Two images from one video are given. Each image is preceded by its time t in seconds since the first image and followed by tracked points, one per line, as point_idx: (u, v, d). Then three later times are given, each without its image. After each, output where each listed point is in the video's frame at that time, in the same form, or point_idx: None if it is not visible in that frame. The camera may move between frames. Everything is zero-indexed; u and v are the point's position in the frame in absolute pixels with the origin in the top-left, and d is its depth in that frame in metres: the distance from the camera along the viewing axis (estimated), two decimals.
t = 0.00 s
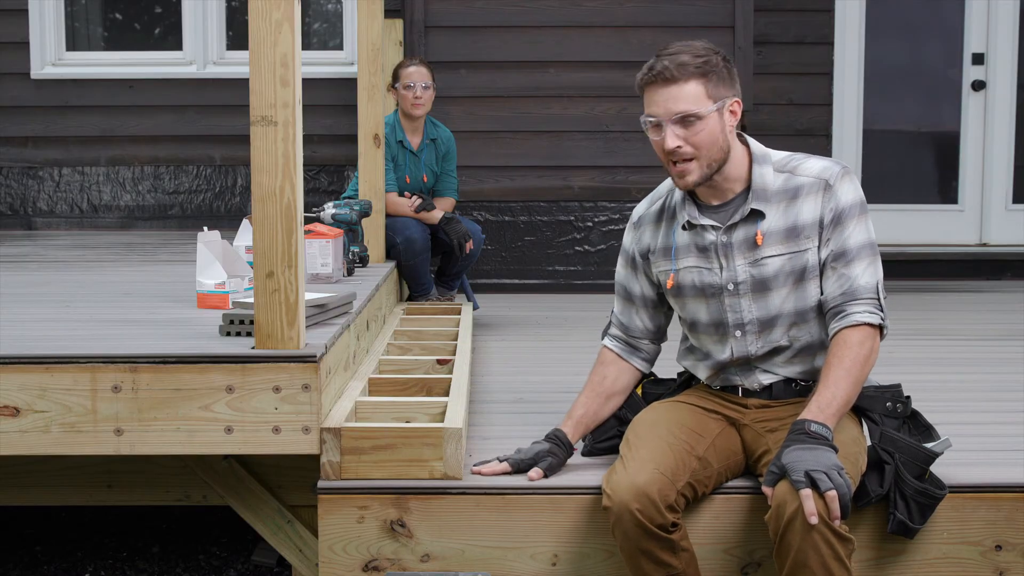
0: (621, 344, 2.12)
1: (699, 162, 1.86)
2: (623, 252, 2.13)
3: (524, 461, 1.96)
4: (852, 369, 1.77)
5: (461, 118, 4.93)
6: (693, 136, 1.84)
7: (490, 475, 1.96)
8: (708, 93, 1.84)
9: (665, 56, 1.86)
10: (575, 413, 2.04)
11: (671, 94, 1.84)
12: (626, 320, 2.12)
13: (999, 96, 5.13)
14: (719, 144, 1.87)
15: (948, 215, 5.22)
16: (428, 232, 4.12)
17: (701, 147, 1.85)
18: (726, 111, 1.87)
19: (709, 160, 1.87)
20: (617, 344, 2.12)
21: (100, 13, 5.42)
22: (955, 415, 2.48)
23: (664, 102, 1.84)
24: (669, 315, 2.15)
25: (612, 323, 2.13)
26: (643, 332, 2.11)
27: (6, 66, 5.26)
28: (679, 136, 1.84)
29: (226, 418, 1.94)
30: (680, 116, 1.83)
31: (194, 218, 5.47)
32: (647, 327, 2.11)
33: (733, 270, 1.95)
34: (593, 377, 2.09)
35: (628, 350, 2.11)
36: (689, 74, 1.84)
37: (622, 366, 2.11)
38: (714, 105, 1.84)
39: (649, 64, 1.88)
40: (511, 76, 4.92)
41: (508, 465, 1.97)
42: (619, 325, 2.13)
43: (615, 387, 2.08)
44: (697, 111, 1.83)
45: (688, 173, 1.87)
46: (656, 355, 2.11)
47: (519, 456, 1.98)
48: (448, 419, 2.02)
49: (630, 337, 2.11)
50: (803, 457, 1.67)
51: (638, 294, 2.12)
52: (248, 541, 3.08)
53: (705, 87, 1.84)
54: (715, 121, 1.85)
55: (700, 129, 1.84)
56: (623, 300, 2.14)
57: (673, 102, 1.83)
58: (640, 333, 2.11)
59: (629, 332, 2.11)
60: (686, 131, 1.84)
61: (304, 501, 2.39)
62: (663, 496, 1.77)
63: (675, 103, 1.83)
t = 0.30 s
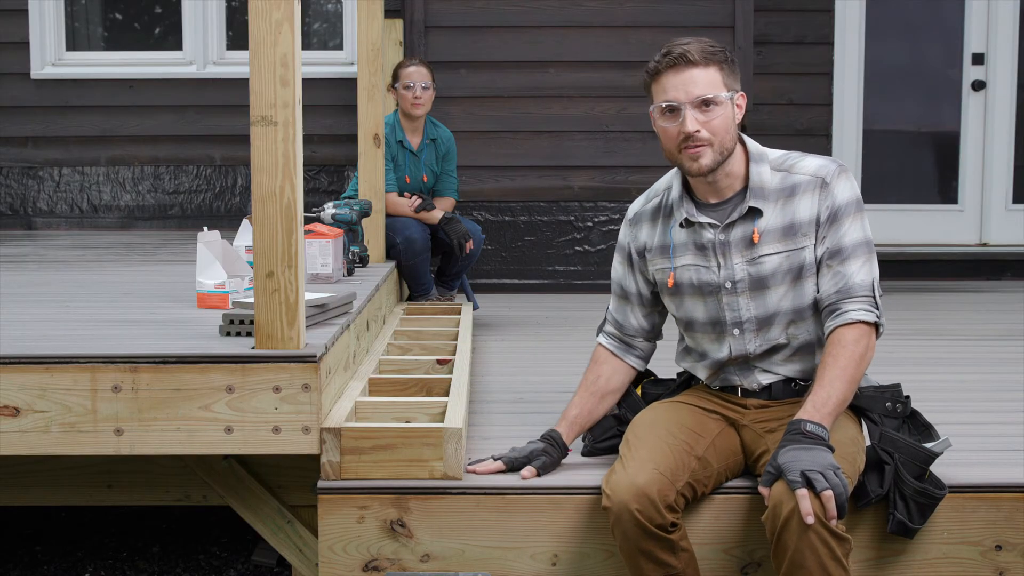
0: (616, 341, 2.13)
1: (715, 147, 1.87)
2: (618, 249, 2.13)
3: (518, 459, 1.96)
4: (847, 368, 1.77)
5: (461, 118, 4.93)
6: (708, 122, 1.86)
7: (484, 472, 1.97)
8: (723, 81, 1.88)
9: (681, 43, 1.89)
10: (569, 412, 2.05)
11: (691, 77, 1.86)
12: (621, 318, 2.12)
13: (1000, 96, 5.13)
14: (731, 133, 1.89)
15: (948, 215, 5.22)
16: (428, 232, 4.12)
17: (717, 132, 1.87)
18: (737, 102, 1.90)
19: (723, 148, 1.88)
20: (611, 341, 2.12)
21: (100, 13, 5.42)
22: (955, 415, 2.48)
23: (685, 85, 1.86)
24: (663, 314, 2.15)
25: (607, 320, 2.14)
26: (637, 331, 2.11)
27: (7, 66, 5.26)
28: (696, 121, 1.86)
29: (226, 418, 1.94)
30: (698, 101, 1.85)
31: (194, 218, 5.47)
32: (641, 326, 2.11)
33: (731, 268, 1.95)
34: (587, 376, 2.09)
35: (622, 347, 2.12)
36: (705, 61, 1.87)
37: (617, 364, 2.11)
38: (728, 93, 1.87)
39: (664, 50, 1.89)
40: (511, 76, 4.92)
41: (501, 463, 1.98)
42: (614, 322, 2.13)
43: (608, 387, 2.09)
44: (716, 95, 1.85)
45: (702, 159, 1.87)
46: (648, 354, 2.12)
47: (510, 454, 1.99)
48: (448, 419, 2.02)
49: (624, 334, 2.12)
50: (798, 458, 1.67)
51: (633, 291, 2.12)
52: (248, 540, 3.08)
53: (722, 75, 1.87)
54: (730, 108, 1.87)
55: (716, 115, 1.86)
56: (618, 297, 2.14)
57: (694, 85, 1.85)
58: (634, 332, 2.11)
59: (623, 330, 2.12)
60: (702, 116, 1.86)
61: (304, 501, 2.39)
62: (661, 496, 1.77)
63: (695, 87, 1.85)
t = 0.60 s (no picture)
0: (613, 343, 2.11)
1: (714, 150, 1.87)
2: (617, 248, 2.12)
3: (525, 465, 1.93)
4: (847, 367, 1.77)
5: (461, 118, 4.93)
6: (707, 126, 1.86)
7: (489, 478, 1.93)
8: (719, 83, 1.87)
9: (676, 47, 1.88)
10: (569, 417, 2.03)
11: (687, 82, 1.86)
12: (619, 319, 2.11)
13: (1000, 96, 5.13)
14: (729, 135, 1.89)
15: (948, 215, 5.22)
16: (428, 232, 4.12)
17: (715, 135, 1.87)
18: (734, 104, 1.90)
19: (722, 150, 1.88)
20: (610, 343, 2.10)
21: (100, 13, 5.42)
22: (955, 415, 2.48)
23: (682, 90, 1.86)
24: (658, 316, 2.15)
25: (605, 321, 2.12)
26: (636, 332, 2.10)
27: (7, 66, 5.26)
28: (694, 125, 1.85)
29: (226, 418, 1.94)
30: (695, 105, 1.85)
31: (194, 218, 5.47)
32: (641, 326, 2.10)
33: (730, 269, 1.95)
34: (586, 378, 2.08)
35: (620, 349, 2.10)
36: (700, 65, 1.87)
37: (615, 366, 2.09)
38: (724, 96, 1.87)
39: (659, 55, 1.89)
40: (511, 76, 4.92)
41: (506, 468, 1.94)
42: (612, 324, 2.11)
43: (608, 389, 2.07)
44: (713, 99, 1.85)
45: (701, 164, 1.87)
46: (646, 354, 2.11)
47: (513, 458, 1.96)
48: (448, 419, 2.02)
49: (623, 335, 2.10)
50: (800, 459, 1.67)
51: (632, 292, 2.11)
52: (248, 540, 3.08)
53: (718, 78, 1.87)
54: (727, 111, 1.87)
55: (713, 119, 1.86)
56: (615, 298, 2.13)
57: (691, 90, 1.85)
58: (633, 333, 2.10)
59: (622, 332, 2.10)
60: (700, 120, 1.86)
61: (304, 501, 2.39)
62: (661, 496, 1.77)
63: (692, 91, 1.85)
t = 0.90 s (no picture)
0: (612, 342, 2.11)
1: (712, 149, 1.87)
2: (614, 246, 2.12)
3: (524, 465, 1.93)
4: (847, 368, 1.77)
5: (461, 118, 4.93)
6: (706, 124, 1.86)
7: (489, 478, 1.93)
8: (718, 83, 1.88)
9: (673, 47, 1.88)
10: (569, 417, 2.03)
11: (685, 82, 1.85)
12: (617, 317, 2.11)
13: (1000, 96, 5.13)
14: (727, 134, 1.89)
15: (948, 215, 5.22)
16: (428, 232, 4.12)
17: (714, 134, 1.87)
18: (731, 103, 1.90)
19: (721, 149, 1.88)
20: (608, 342, 2.10)
21: (100, 13, 5.41)
22: (955, 415, 2.48)
23: (680, 90, 1.85)
24: (656, 313, 2.15)
25: (603, 320, 2.12)
26: (634, 330, 2.10)
27: (7, 66, 5.26)
28: (693, 124, 1.85)
29: (227, 418, 1.94)
30: (693, 105, 1.85)
31: (194, 218, 5.47)
32: (639, 323, 2.11)
33: (728, 270, 1.95)
34: (585, 377, 2.08)
35: (619, 348, 2.10)
36: (699, 64, 1.87)
37: (614, 365, 2.09)
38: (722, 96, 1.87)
39: (657, 55, 1.89)
40: (511, 76, 4.92)
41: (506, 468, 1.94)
42: (610, 323, 2.11)
43: (607, 389, 2.07)
44: (711, 99, 1.85)
45: (700, 163, 1.87)
46: (645, 353, 2.11)
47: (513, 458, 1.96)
48: (448, 419, 2.02)
49: (621, 333, 2.10)
50: (802, 459, 1.66)
51: (630, 289, 2.11)
52: (248, 541, 3.07)
53: (716, 78, 1.87)
54: (726, 111, 1.87)
55: (712, 117, 1.86)
56: (613, 296, 2.13)
57: (689, 90, 1.85)
58: (632, 331, 2.10)
59: (620, 330, 2.10)
60: (699, 119, 1.86)
61: (304, 501, 2.39)
62: (658, 496, 1.77)
63: (690, 91, 1.85)
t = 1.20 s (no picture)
0: (610, 336, 2.10)
1: (699, 156, 1.86)
2: (613, 237, 2.12)
3: (525, 464, 1.93)
4: (846, 367, 1.77)
5: (461, 118, 4.94)
6: (692, 133, 1.85)
7: (490, 476, 1.93)
8: (707, 88, 1.85)
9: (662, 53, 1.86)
10: (569, 415, 2.03)
11: (672, 90, 1.84)
12: (615, 311, 2.11)
13: (1000, 96, 5.13)
14: (717, 140, 1.88)
15: (948, 215, 5.22)
16: (428, 232, 4.12)
17: (702, 141, 1.86)
18: (723, 107, 1.88)
19: (708, 156, 1.87)
20: (606, 337, 2.10)
21: (100, 13, 5.41)
22: (955, 415, 2.48)
23: (668, 99, 1.84)
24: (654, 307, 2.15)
25: (601, 313, 2.11)
26: (632, 324, 2.10)
27: (6, 66, 5.26)
28: (678, 133, 1.85)
29: (226, 418, 1.94)
30: (678, 114, 1.84)
31: (194, 218, 5.47)
32: (637, 317, 2.10)
33: (725, 267, 1.95)
34: (584, 373, 2.07)
35: (617, 343, 2.09)
36: (687, 70, 1.84)
37: (613, 361, 2.09)
38: (710, 104, 1.85)
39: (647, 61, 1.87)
40: (511, 76, 4.92)
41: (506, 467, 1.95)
42: (608, 317, 2.11)
43: (606, 386, 2.06)
44: (700, 107, 1.84)
45: (685, 171, 1.87)
46: (642, 349, 2.10)
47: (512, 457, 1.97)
48: (448, 419, 2.02)
49: (619, 327, 2.10)
50: (801, 459, 1.66)
51: (629, 282, 2.11)
52: (248, 540, 3.07)
53: (706, 83, 1.85)
54: (715, 117, 1.86)
55: (697, 126, 1.85)
56: (611, 289, 2.13)
57: (677, 100, 1.83)
58: (630, 325, 2.09)
59: (618, 324, 2.10)
60: (684, 127, 1.84)
61: (304, 501, 2.39)
62: (649, 497, 1.77)
63: (678, 101, 1.83)
